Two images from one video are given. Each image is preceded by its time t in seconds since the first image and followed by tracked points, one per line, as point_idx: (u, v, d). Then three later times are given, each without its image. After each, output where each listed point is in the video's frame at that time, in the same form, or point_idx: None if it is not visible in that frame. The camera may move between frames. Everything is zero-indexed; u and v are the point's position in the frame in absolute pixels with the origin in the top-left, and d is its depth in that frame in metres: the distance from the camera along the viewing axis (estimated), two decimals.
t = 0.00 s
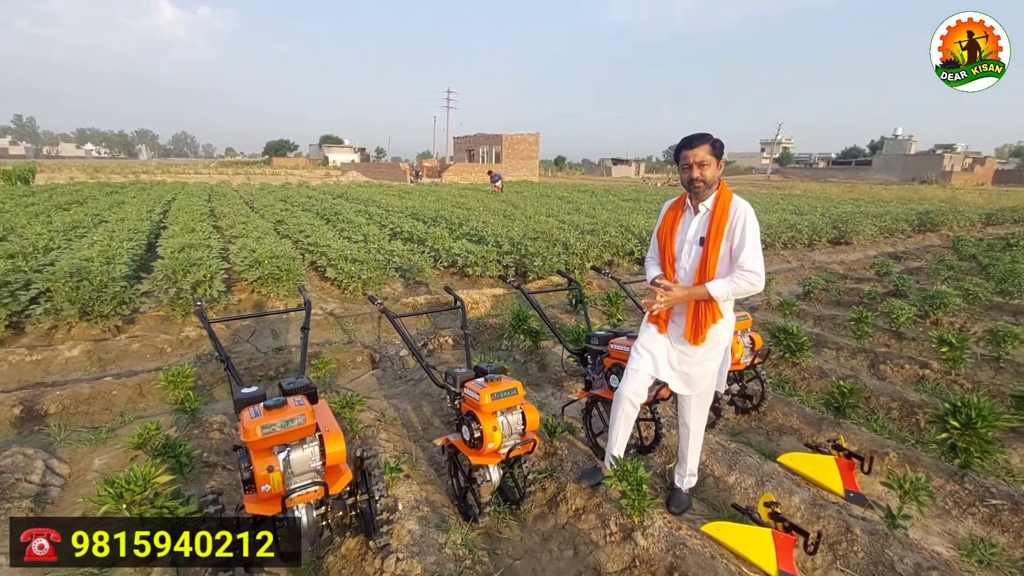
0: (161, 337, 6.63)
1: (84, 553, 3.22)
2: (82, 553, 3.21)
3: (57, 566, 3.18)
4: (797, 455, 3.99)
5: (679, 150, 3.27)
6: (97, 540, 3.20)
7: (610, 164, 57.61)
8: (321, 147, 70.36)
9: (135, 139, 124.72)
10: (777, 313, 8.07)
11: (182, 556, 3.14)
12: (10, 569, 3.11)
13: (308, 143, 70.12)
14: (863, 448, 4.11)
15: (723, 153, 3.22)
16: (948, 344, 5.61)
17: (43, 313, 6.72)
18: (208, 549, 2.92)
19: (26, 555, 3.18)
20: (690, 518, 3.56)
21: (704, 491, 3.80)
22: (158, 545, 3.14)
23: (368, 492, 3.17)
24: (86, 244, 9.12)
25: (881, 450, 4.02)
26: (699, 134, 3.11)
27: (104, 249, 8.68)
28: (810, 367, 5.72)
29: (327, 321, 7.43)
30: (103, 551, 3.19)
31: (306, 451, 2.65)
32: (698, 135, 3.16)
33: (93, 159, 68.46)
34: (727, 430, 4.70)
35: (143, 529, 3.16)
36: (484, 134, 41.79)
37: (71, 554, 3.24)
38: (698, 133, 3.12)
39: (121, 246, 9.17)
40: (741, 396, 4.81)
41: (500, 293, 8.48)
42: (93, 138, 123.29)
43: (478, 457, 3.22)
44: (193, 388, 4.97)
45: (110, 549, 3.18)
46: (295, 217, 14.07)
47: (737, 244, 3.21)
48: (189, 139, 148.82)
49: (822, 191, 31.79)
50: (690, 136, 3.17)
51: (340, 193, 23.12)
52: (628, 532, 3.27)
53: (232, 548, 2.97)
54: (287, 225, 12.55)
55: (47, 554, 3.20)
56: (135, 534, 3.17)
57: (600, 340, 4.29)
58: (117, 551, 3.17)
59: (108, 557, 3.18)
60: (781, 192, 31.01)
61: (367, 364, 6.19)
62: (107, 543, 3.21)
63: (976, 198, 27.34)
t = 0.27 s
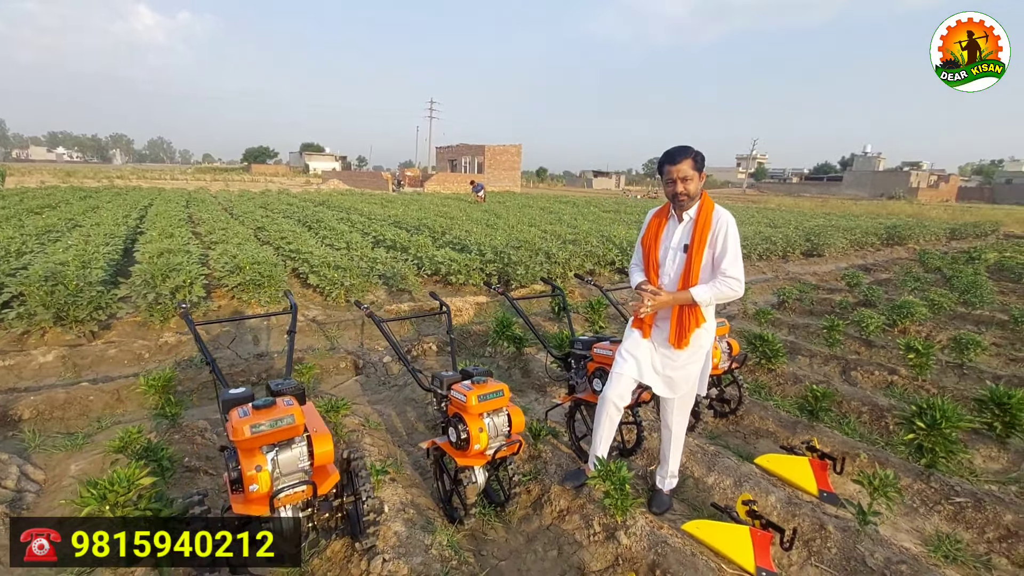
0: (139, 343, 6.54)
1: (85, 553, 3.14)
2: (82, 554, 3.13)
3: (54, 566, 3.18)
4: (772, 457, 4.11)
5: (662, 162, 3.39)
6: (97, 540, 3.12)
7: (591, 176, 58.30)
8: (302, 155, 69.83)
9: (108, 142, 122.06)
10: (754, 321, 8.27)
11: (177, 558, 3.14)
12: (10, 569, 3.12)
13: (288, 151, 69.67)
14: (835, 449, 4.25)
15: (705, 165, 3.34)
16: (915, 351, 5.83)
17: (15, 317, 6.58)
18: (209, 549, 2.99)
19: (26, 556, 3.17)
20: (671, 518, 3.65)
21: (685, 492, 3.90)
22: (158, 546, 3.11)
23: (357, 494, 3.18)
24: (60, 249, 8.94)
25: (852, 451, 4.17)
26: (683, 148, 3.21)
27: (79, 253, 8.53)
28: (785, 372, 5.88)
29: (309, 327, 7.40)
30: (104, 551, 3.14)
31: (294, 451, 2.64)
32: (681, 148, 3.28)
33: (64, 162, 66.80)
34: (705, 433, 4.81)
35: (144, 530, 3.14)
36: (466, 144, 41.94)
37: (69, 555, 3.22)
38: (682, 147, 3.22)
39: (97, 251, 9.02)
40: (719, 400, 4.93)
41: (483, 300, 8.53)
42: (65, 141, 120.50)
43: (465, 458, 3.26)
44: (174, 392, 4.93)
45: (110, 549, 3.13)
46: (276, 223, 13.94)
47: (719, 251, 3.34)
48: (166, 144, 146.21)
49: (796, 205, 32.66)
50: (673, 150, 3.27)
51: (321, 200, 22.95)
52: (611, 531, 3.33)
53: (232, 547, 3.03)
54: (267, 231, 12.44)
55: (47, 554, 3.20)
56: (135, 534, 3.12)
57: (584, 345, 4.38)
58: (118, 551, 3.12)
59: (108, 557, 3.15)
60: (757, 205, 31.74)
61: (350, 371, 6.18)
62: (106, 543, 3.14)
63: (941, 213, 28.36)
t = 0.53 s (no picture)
0: (124, 336, 6.48)
1: (85, 553, 3.05)
2: (82, 553, 3.03)
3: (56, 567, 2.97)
4: (755, 438, 4.25)
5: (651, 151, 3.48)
6: (97, 540, 3.07)
7: (575, 177, 58.65)
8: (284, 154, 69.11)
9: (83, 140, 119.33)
10: (735, 314, 8.48)
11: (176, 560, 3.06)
12: (9, 569, 2.92)
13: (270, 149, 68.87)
14: (814, 430, 4.42)
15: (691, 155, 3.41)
16: (889, 340, 6.05)
17: None
18: (209, 549, 2.83)
19: (26, 556, 2.97)
20: (658, 496, 3.76)
21: (671, 472, 4.02)
22: (158, 546, 3.08)
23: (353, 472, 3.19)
24: (40, 243, 8.80)
25: (830, 432, 4.34)
26: (669, 140, 3.26)
27: (60, 247, 8.41)
28: (766, 361, 6.06)
29: (297, 320, 7.39)
30: (104, 551, 3.06)
31: (293, 428, 2.68)
32: (670, 138, 3.37)
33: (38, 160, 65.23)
34: (690, 418, 4.95)
35: (143, 530, 3.11)
36: (451, 144, 41.93)
37: (71, 554, 3.03)
38: (668, 140, 3.28)
39: (79, 245, 8.89)
40: (703, 386, 5.07)
41: (471, 294, 8.60)
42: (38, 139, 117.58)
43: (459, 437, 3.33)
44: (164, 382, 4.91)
45: (110, 550, 3.06)
46: (260, 220, 13.84)
47: (708, 238, 3.48)
48: (143, 143, 143.42)
49: (776, 205, 33.32)
50: (659, 142, 3.33)
51: (305, 198, 22.79)
52: (601, 508, 3.44)
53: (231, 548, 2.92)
54: (252, 228, 12.35)
55: (48, 554, 2.99)
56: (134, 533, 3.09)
57: (572, 331, 4.48)
58: (118, 551, 3.06)
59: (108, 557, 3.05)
60: (738, 206, 32.29)
61: (339, 362, 6.20)
62: (107, 543, 3.08)
63: (915, 214, 29.13)
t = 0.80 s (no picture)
0: (127, 338, 6.55)
1: (85, 553, 3.15)
2: (82, 554, 3.14)
3: (57, 566, 3.09)
4: (750, 420, 4.39)
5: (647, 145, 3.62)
6: (97, 540, 3.20)
7: (565, 176, 58.97)
8: (272, 157, 68.76)
9: (68, 147, 117.88)
10: (727, 305, 8.68)
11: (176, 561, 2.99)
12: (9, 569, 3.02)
13: (258, 153, 68.54)
14: (805, 412, 4.61)
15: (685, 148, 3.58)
16: (877, 326, 6.26)
17: None
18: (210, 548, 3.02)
19: (26, 556, 3.06)
20: (659, 476, 3.93)
21: (671, 453, 4.19)
22: (158, 546, 2.94)
23: (367, 456, 3.29)
24: (37, 249, 8.83)
25: (821, 413, 4.53)
26: (665, 133, 3.41)
27: (58, 252, 8.44)
28: (758, 348, 6.25)
29: (297, 319, 7.49)
30: (102, 551, 3.16)
31: (313, 412, 2.82)
32: (666, 132, 3.52)
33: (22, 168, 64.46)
34: (687, 403, 5.12)
35: (144, 529, 3.02)
36: (441, 145, 42.01)
37: (71, 554, 3.16)
38: (664, 132, 3.43)
39: (76, 250, 8.92)
40: (699, 372, 5.24)
41: (468, 291, 8.73)
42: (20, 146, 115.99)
43: (468, 422, 3.46)
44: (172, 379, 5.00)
45: (110, 550, 3.14)
46: (254, 223, 13.88)
47: (703, 227, 3.65)
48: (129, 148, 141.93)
49: (763, 201, 33.72)
50: (656, 135, 3.48)
51: (296, 201, 22.80)
52: (606, 487, 3.59)
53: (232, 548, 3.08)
54: (247, 230, 12.39)
55: (47, 554, 3.10)
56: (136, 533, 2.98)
57: (573, 321, 4.63)
58: (116, 552, 3.14)
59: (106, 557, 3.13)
60: (727, 202, 32.69)
61: (342, 359, 6.31)
62: (106, 543, 3.19)
63: (900, 207, 29.63)
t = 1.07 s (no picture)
0: (137, 335, 6.66)
1: (85, 553, 3.07)
2: (82, 553, 3.05)
3: (57, 567, 2.93)
4: (748, 410, 4.53)
5: (649, 143, 3.75)
6: (97, 539, 3.10)
7: (561, 176, 59.17)
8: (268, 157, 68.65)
9: (61, 147, 117.25)
10: (724, 301, 8.86)
11: (176, 559, 3.03)
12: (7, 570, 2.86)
13: (254, 152, 68.41)
14: (801, 402, 4.78)
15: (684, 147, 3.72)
16: (869, 320, 6.45)
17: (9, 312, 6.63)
18: (209, 549, 3.02)
19: (25, 555, 2.92)
20: (662, 463, 4.08)
21: (672, 442, 4.35)
22: (158, 546, 3.08)
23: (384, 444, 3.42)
24: (43, 248, 8.91)
25: (816, 403, 4.69)
26: (668, 131, 3.56)
27: (64, 251, 8.54)
28: (755, 343, 6.42)
29: (303, 316, 7.61)
30: (103, 550, 3.07)
31: (334, 400, 2.97)
32: (668, 131, 3.65)
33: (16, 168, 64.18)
34: (686, 395, 5.28)
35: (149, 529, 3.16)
36: (438, 144, 42.12)
37: (71, 554, 3.03)
38: (666, 131, 3.57)
39: (82, 249, 9.02)
40: (698, 365, 5.40)
41: (470, 289, 8.87)
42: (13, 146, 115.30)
43: (479, 411, 3.60)
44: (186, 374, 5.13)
45: (110, 549, 3.08)
46: (255, 222, 13.98)
47: (702, 223, 3.80)
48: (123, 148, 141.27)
49: (759, 200, 33.96)
50: (658, 134, 3.63)
51: (295, 201, 22.88)
52: (611, 473, 3.75)
53: (232, 548, 3.09)
54: (248, 230, 12.49)
55: (48, 555, 2.96)
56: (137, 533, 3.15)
57: (576, 315, 4.78)
58: (117, 551, 3.07)
59: (107, 557, 3.04)
60: (722, 201, 32.97)
61: (348, 354, 6.44)
62: (107, 543, 3.11)
63: (894, 206, 29.94)
